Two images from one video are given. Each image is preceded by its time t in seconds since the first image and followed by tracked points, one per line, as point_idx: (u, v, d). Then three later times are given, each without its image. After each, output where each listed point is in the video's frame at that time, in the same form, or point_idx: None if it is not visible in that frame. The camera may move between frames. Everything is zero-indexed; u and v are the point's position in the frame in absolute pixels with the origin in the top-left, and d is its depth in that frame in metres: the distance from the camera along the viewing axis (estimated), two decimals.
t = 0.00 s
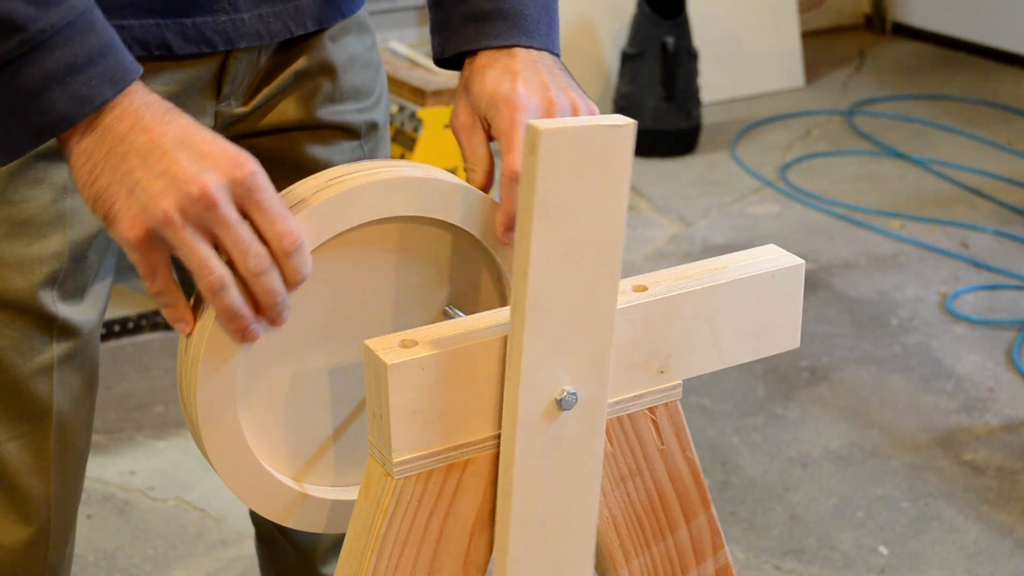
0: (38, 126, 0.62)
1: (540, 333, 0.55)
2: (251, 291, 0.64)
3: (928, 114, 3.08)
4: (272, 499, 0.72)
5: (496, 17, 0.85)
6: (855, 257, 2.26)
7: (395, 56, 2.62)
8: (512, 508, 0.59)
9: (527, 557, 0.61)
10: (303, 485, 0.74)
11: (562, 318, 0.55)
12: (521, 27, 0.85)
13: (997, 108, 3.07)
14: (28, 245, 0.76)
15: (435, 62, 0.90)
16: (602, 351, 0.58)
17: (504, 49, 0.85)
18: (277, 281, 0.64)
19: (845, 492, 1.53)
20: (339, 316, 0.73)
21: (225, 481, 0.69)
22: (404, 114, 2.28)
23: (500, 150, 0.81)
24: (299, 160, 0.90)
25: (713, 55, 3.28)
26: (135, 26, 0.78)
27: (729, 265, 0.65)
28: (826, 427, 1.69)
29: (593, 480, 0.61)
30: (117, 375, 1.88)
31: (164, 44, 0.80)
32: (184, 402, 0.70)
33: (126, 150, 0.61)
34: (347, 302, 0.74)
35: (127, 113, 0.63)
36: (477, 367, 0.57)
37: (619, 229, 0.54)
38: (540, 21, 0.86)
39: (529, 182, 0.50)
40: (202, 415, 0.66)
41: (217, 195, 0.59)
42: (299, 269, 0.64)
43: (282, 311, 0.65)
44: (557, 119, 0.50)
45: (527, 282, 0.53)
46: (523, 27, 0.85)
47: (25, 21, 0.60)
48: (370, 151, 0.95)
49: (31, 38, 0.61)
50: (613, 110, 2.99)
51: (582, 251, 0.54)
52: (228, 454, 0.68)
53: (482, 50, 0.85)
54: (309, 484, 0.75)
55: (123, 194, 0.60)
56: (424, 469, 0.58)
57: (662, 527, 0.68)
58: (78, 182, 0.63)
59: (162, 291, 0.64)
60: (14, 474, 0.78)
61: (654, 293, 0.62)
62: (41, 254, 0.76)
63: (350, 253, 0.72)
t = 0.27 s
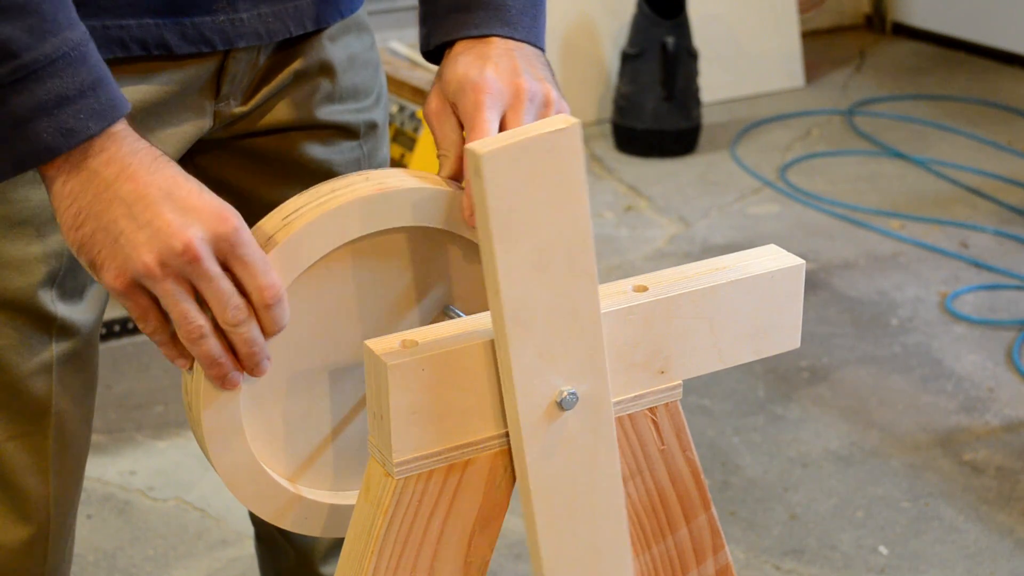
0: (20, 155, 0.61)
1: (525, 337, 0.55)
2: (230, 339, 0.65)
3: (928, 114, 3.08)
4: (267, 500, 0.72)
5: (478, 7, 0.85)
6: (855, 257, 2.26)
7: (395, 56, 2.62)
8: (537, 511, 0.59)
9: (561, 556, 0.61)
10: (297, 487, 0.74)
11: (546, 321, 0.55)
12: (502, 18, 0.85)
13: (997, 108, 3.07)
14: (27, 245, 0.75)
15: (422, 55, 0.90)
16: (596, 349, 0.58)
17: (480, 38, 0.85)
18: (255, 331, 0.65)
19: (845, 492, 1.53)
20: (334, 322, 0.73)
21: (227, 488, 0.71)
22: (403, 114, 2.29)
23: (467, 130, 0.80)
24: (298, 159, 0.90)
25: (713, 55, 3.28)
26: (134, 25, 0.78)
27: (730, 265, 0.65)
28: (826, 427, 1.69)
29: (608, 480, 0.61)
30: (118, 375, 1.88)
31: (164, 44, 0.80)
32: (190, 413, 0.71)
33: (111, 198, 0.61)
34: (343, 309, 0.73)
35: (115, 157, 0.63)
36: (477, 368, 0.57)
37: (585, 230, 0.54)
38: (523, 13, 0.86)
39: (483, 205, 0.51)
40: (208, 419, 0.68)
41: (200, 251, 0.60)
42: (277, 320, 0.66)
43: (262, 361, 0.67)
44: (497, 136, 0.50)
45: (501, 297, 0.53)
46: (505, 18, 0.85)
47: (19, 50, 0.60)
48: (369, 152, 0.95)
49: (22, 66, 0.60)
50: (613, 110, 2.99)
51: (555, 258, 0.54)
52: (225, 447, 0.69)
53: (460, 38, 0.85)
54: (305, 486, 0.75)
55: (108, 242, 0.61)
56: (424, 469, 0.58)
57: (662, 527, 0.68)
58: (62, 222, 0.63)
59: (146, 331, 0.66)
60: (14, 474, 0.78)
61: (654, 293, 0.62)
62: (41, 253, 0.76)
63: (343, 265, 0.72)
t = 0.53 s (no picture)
0: (25, 146, 0.61)
1: (520, 339, 0.55)
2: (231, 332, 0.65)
3: (928, 114, 3.08)
4: (267, 498, 0.72)
5: (478, 10, 0.85)
6: (855, 257, 2.26)
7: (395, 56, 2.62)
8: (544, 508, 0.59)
9: (574, 556, 0.61)
10: (297, 484, 0.74)
11: (540, 322, 0.55)
12: (503, 21, 0.85)
13: (997, 108, 3.07)
14: (28, 245, 0.75)
15: (422, 58, 0.90)
16: (594, 349, 0.58)
17: (480, 40, 0.85)
18: (256, 323, 0.65)
19: (845, 492, 1.53)
20: (330, 320, 0.73)
21: (229, 489, 0.71)
22: (404, 115, 2.29)
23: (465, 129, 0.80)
24: (299, 159, 0.91)
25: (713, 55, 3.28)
26: (135, 26, 0.78)
27: (730, 265, 0.65)
28: (826, 427, 1.69)
29: (613, 479, 0.61)
30: (117, 375, 1.88)
31: (164, 44, 0.80)
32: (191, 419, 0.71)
33: (115, 186, 0.61)
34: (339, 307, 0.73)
35: (120, 147, 0.62)
36: (477, 368, 0.57)
37: (572, 230, 0.54)
38: (523, 17, 0.87)
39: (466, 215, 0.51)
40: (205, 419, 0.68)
41: (204, 240, 0.60)
42: (278, 312, 0.66)
43: (258, 355, 0.67)
44: (474, 147, 0.51)
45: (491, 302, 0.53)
46: (505, 22, 0.85)
47: (21, 41, 0.60)
48: (370, 152, 0.95)
49: (25, 57, 0.60)
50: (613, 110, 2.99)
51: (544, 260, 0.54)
52: (225, 445, 0.69)
53: (460, 41, 0.85)
54: (305, 485, 0.75)
55: (111, 230, 0.61)
56: (424, 469, 0.58)
57: (663, 527, 0.68)
58: (65, 210, 0.63)
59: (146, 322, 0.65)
60: (14, 474, 0.78)
61: (653, 293, 0.62)
62: (42, 253, 0.76)
63: (337, 264, 0.72)
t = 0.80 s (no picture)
0: (82, 108, 0.62)
1: (528, 335, 0.55)
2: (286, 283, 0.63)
3: (928, 114, 3.08)
4: (266, 497, 0.72)
5: (478, 11, 0.85)
6: (855, 257, 2.26)
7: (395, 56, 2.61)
8: (529, 507, 0.59)
9: (552, 557, 0.61)
10: (296, 484, 0.74)
11: (549, 320, 0.55)
12: (502, 23, 0.85)
13: (996, 108, 3.07)
14: (27, 244, 0.75)
15: (422, 59, 0.90)
16: (596, 350, 0.58)
17: (479, 42, 0.85)
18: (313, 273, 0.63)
19: (845, 492, 1.53)
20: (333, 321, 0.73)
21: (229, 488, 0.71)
22: (404, 115, 2.29)
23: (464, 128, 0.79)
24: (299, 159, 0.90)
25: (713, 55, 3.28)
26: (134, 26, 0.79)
27: (729, 265, 0.65)
28: (826, 427, 1.69)
29: (602, 480, 0.61)
30: (117, 376, 1.88)
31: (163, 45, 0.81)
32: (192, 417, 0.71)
33: (172, 134, 0.60)
34: (341, 307, 0.73)
35: (172, 98, 0.61)
36: (477, 367, 0.57)
37: (591, 225, 0.54)
38: (523, 19, 0.86)
39: (491, 201, 0.51)
40: (206, 421, 0.68)
41: (264, 182, 0.58)
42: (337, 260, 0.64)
43: (310, 306, 0.65)
44: (506, 132, 0.50)
45: (506, 291, 0.53)
46: (505, 24, 0.85)
47: (66, 4, 0.60)
48: (370, 153, 0.94)
49: (73, 20, 0.61)
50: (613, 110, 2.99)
51: (560, 254, 0.54)
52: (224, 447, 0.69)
53: (459, 43, 0.85)
54: (304, 485, 0.75)
55: (168, 178, 0.59)
56: (424, 468, 0.58)
57: (662, 527, 0.68)
58: (120, 164, 0.61)
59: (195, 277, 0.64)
60: (14, 473, 0.79)
61: (654, 293, 0.62)
62: (40, 253, 0.76)
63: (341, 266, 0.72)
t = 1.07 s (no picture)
0: (120, 83, 0.63)
1: (543, 333, 0.55)
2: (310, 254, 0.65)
3: (928, 114, 3.08)
4: (268, 498, 0.72)
5: (482, 12, 0.85)
6: (856, 257, 2.26)
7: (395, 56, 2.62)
8: (509, 507, 0.59)
9: (521, 556, 0.61)
10: (297, 485, 0.74)
11: (564, 318, 0.55)
12: (507, 24, 0.85)
13: (997, 108, 3.07)
14: (28, 244, 0.75)
15: (425, 61, 0.90)
16: (602, 351, 0.58)
17: (484, 43, 0.85)
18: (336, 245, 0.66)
19: (845, 492, 1.53)
20: (335, 320, 0.73)
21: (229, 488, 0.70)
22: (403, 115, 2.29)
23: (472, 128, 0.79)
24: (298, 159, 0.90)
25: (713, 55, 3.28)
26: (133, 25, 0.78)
27: (730, 265, 0.65)
28: (827, 427, 1.69)
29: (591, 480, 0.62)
30: (117, 375, 1.88)
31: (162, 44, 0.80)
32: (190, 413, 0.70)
33: (209, 102, 0.63)
34: (344, 307, 0.73)
35: (207, 70, 0.64)
36: (478, 367, 0.57)
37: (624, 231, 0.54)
38: (526, 20, 0.87)
39: (537, 185, 0.50)
40: (207, 422, 0.67)
41: (300, 149, 0.62)
42: (359, 238, 0.67)
43: (328, 280, 0.68)
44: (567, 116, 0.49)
45: (533, 278, 0.52)
46: (509, 25, 0.85)
47: None
48: (370, 152, 0.94)
49: None
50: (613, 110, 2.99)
51: (592, 251, 0.54)
52: (225, 448, 0.69)
53: (464, 43, 0.85)
54: (305, 485, 0.75)
55: (205, 143, 0.62)
56: (424, 469, 0.58)
57: (662, 527, 0.68)
58: (153, 133, 0.64)
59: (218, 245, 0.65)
60: (13, 474, 0.78)
61: (654, 292, 0.62)
62: (41, 253, 0.76)
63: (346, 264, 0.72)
